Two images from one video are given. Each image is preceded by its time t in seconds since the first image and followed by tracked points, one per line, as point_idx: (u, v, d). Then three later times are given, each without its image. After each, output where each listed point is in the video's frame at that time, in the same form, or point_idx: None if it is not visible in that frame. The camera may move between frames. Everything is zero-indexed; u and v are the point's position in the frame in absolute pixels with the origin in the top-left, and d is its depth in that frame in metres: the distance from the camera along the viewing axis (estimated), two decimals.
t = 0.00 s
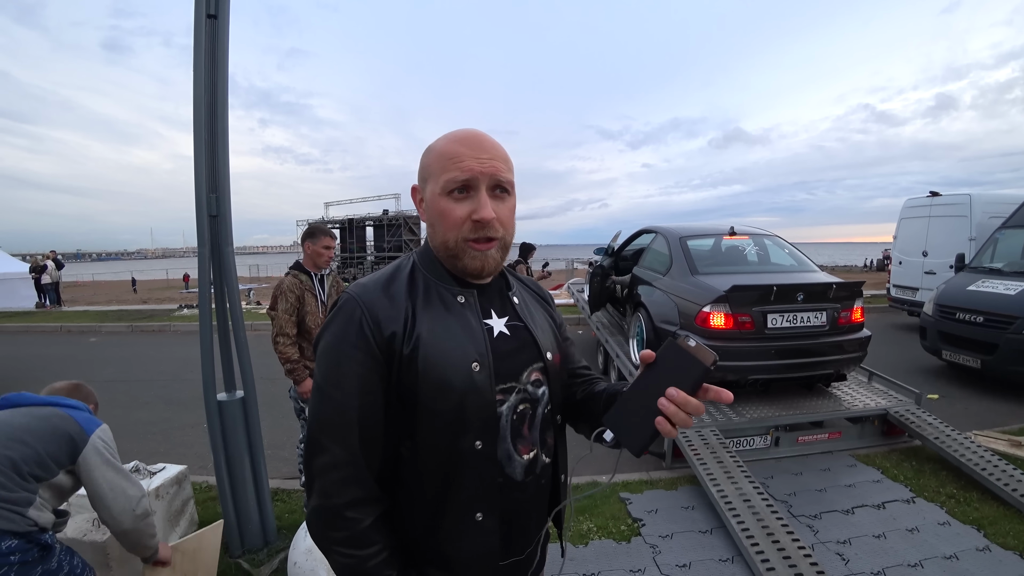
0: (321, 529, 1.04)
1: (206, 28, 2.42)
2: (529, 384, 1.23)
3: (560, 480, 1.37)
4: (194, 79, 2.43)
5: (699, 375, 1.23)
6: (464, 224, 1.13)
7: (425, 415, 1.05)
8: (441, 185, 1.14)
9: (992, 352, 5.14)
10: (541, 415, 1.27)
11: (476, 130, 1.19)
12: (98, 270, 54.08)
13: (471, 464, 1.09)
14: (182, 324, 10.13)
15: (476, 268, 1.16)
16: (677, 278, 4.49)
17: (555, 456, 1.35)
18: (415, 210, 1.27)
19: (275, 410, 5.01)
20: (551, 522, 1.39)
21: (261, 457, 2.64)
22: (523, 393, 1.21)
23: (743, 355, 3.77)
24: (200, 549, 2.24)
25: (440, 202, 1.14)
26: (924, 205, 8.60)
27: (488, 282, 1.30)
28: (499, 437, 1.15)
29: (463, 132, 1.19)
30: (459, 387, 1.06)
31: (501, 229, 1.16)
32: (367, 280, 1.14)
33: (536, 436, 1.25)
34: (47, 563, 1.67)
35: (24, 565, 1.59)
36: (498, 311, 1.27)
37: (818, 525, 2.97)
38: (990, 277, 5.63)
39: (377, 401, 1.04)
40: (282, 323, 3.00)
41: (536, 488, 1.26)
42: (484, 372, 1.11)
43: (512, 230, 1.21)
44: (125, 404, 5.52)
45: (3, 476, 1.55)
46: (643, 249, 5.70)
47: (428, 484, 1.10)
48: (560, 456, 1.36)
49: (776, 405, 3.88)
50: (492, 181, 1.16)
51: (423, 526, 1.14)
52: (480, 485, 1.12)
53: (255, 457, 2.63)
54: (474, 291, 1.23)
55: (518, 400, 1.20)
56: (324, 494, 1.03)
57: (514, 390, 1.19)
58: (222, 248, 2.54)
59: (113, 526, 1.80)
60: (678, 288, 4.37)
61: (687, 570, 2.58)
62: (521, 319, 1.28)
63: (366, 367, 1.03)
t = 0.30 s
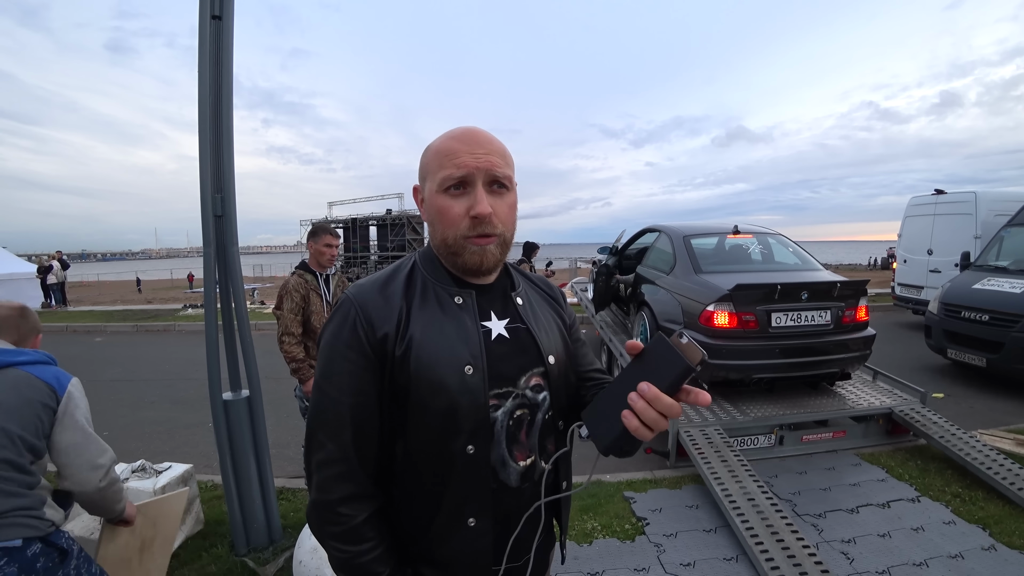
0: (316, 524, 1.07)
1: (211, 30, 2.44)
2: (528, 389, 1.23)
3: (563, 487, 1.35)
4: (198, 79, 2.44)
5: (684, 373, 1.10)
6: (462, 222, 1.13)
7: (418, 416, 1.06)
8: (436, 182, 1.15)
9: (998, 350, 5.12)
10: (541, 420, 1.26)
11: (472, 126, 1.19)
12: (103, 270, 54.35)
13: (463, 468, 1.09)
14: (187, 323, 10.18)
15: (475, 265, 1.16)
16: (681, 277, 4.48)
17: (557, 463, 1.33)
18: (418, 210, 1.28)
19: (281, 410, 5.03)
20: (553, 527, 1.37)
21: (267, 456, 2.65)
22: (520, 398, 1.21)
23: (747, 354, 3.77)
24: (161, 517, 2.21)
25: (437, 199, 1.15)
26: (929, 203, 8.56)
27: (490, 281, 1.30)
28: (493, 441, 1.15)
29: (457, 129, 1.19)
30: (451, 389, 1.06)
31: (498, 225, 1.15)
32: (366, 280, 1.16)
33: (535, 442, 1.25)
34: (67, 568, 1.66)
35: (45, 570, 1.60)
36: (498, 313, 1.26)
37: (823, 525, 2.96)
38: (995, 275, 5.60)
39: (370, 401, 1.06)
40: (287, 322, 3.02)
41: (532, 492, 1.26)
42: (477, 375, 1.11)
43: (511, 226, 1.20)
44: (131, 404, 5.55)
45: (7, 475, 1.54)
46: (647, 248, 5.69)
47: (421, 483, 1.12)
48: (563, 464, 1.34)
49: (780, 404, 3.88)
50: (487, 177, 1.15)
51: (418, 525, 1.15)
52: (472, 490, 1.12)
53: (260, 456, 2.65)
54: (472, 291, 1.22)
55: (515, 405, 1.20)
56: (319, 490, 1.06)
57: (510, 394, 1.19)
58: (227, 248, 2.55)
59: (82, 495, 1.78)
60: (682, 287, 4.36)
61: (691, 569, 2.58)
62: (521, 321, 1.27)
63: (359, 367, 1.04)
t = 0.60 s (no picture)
0: (314, 539, 1.08)
1: (216, 31, 2.46)
2: (530, 395, 1.24)
3: (566, 492, 1.35)
4: (204, 81, 2.46)
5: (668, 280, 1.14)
6: (462, 225, 1.14)
7: (417, 424, 1.08)
8: (434, 184, 1.15)
9: (1002, 353, 5.10)
10: (543, 426, 1.27)
11: (471, 127, 1.19)
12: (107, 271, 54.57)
13: (464, 477, 1.10)
14: (190, 323, 10.21)
15: (474, 268, 1.17)
16: (684, 278, 4.49)
17: (560, 470, 1.33)
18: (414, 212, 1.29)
19: (284, 410, 5.05)
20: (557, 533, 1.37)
21: (271, 456, 2.67)
22: (522, 404, 1.22)
23: (750, 356, 3.77)
24: (118, 500, 2.05)
25: (435, 201, 1.16)
26: (933, 205, 8.55)
27: (490, 284, 1.31)
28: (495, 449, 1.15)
29: (455, 129, 1.19)
30: (451, 397, 1.07)
31: (498, 228, 1.17)
32: (361, 286, 1.17)
33: (538, 449, 1.26)
34: (54, 561, 1.68)
35: (37, 562, 1.61)
36: (498, 317, 1.27)
37: (825, 527, 2.97)
38: (999, 277, 5.59)
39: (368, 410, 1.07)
40: (292, 322, 3.04)
41: (535, 501, 1.26)
42: (479, 382, 1.12)
43: (511, 228, 1.21)
44: (136, 404, 5.58)
45: None
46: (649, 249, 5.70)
47: (421, 494, 1.13)
48: (566, 470, 1.35)
49: (783, 406, 3.88)
50: (485, 179, 1.16)
51: (418, 537, 1.16)
52: (474, 500, 1.12)
53: (264, 456, 2.66)
54: (471, 295, 1.23)
55: (518, 412, 1.21)
56: (316, 504, 1.07)
57: (512, 401, 1.20)
58: (232, 248, 2.58)
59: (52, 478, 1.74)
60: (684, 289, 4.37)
61: (693, 570, 2.58)
62: (521, 324, 1.28)
63: (356, 377, 1.06)
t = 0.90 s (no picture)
0: (304, 561, 1.06)
1: (221, 33, 2.48)
2: (527, 402, 1.25)
3: (568, 499, 1.35)
4: (209, 82, 2.48)
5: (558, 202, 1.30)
6: (456, 225, 1.15)
7: (413, 436, 1.08)
8: (427, 184, 1.16)
9: (1004, 356, 5.10)
10: (541, 434, 1.28)
11: (466, 125, 1.20)
12: (109, 270, 54.69)
13: (462, 490, 1.11)
14: (192, 323, 10.24)
15: (468, 269, 1.17)
16: (685, 280, 4.50)
17: (559, 478, 1.34)
18: (404, 212, 1.29)
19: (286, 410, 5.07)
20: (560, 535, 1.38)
21: (272, 455, 2.68)
22: (520, 412, 1.23)
23: (751, 358, 3.77)
24: (62, 478, 2.03)
25: (427, 201, 1.16)
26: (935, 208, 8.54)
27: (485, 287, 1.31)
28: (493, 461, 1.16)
29: (449, 127, 1.20)
30: (448, 407, 1.08)
31: (493, 228, 1.17)
32: (347, 292, 1.17)
33: (536, 458, 1.27)
34: None
35: None
36: (492, 322, 1.28)
37: (824, 529, 2.97)
38: (1001, 280, 5.59)
39: (359, 424, 1.06)
40: (294, 322, 3.05)
41: (535, 511, 1.27)
42: (475, 391, 1.13)
43: (505, 228, 1.21)
44: (138, 402, 5.60)
45: None
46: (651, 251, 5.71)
47: (417, 509, 1.13)
48: (565, 478, 1.35)
49: (783, 409, 3.88)
50: (479, 179, 1.16)
51: (413, 552, 1.16)
52: (473, 513, 1.13)
53: (265, 455, 2.68)
54: (465, 299, 1.24)
55: (516, 420, 1.22)
56: (306, 524, 1.06)
57: (510, 409, 1.21)
58: (235, 248, 2.59)
59: None
60: (685, 291, 4.38)
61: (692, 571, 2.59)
62: (515, 327, 1.29)
63: (347, 391, 1.05)
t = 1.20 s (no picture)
0: (291, 571, 1.07)
1: (220, 36, 2.49)
2: (517, 409, 1.26)
3: (557, 507, 1.37)
4: (207, 85, 2.49)
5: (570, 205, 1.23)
6: (439, 228, 1.16)
7: (400, 445, 1.09)
8: (410, 186, 1.17)
9: (1001, 355, 5.12)
10: (531, 442, 1.30)
11: (450, 123, 1.21)
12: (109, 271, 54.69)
13: (450, 499, 1.12)
14: (191, 324, 10.25)
15: (454, 272, 1.19)
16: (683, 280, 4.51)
17: (549, 485, 1.36)
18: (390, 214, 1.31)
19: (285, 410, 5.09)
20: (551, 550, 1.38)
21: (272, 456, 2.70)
22: (510, 420, 1.24)
23: (749, 357, 3.79)
24: (26, 467, 1.51)
25: (411, 204, 1.18)
26: (933, 208, 8.56)
27: (473, 291, 1.33)
28: (482, 469, 1.17)
29: (432, 126, 1.21)
30: (436, 416, 1.09)
31: (478, 230, 1.19)
32: (333, 298, 1.17)
33: (527, 466, 1.28)
34: None
35: None
36: (481, 326, 1.30)
37: (821, 528, 2.98)
38: (998, 280, 5.60)
39: (345, 432, 1.07)
40: (293, 323, 3.07)
41: (525, 519, 1.28)
42: (464, 400, 1.14)
43: (491, 228, 1.22)
44: (138, 404, 5.61)
45: None
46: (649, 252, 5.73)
47: (404, 518, 1.14)
48: (555, 486, 1.37)
49: (781, 408, 3.90)
50: (462, 179, 1.17)
51: (401, 561, 1.16)
52: (461, 523, 1.14)
53: (265, 456, 2.69)
54: (453, 303, 1.26)
55: (506, 428, 1.24)
56: (293, 533, 1.07)
57: (499, 417, 1.22)
58: (235, 250, 2.61)
59: None
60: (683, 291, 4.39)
61: (689, 569, 2.60)
62: (504, 332, 1.31)
63: (333, 400, 1.06)
